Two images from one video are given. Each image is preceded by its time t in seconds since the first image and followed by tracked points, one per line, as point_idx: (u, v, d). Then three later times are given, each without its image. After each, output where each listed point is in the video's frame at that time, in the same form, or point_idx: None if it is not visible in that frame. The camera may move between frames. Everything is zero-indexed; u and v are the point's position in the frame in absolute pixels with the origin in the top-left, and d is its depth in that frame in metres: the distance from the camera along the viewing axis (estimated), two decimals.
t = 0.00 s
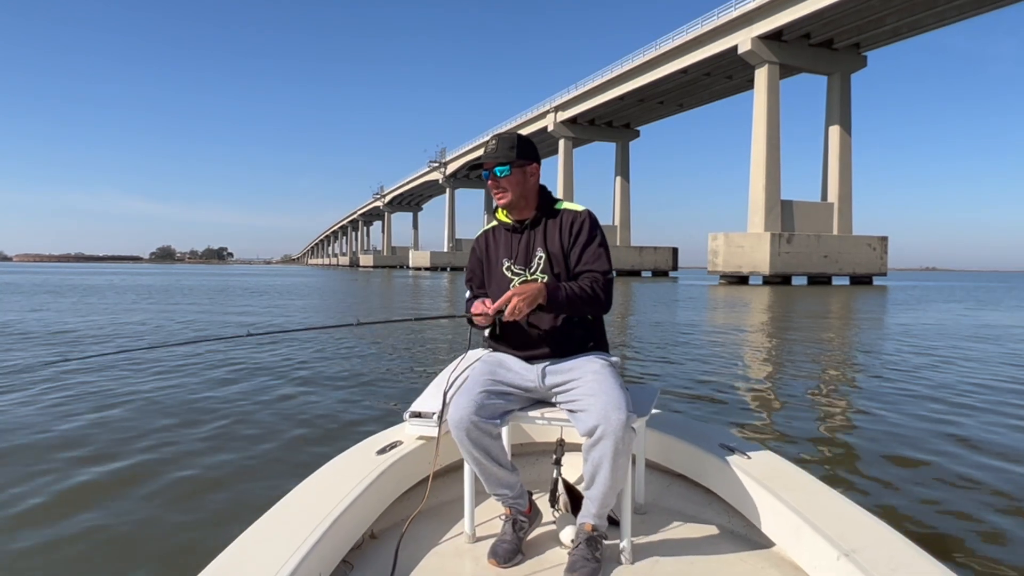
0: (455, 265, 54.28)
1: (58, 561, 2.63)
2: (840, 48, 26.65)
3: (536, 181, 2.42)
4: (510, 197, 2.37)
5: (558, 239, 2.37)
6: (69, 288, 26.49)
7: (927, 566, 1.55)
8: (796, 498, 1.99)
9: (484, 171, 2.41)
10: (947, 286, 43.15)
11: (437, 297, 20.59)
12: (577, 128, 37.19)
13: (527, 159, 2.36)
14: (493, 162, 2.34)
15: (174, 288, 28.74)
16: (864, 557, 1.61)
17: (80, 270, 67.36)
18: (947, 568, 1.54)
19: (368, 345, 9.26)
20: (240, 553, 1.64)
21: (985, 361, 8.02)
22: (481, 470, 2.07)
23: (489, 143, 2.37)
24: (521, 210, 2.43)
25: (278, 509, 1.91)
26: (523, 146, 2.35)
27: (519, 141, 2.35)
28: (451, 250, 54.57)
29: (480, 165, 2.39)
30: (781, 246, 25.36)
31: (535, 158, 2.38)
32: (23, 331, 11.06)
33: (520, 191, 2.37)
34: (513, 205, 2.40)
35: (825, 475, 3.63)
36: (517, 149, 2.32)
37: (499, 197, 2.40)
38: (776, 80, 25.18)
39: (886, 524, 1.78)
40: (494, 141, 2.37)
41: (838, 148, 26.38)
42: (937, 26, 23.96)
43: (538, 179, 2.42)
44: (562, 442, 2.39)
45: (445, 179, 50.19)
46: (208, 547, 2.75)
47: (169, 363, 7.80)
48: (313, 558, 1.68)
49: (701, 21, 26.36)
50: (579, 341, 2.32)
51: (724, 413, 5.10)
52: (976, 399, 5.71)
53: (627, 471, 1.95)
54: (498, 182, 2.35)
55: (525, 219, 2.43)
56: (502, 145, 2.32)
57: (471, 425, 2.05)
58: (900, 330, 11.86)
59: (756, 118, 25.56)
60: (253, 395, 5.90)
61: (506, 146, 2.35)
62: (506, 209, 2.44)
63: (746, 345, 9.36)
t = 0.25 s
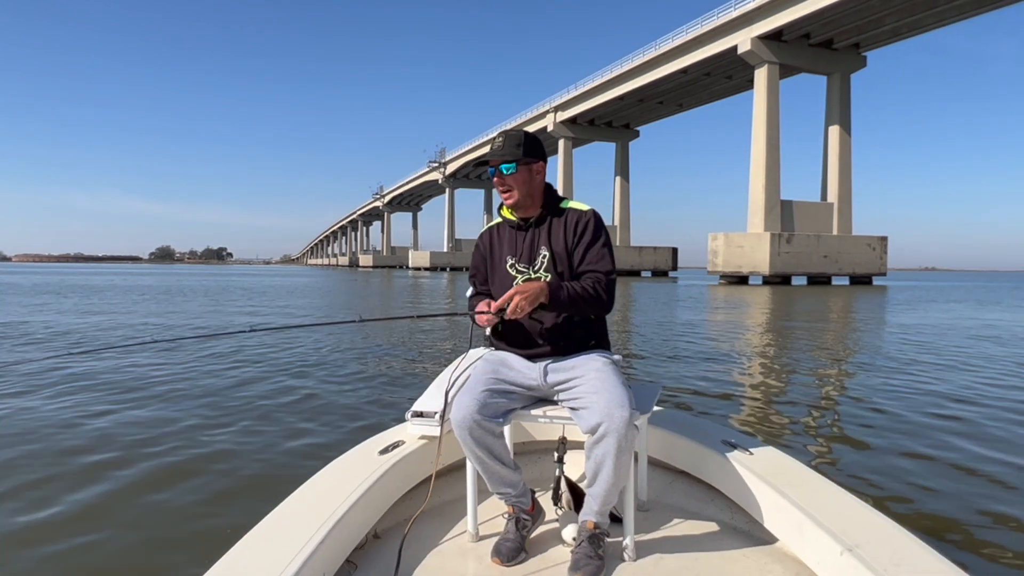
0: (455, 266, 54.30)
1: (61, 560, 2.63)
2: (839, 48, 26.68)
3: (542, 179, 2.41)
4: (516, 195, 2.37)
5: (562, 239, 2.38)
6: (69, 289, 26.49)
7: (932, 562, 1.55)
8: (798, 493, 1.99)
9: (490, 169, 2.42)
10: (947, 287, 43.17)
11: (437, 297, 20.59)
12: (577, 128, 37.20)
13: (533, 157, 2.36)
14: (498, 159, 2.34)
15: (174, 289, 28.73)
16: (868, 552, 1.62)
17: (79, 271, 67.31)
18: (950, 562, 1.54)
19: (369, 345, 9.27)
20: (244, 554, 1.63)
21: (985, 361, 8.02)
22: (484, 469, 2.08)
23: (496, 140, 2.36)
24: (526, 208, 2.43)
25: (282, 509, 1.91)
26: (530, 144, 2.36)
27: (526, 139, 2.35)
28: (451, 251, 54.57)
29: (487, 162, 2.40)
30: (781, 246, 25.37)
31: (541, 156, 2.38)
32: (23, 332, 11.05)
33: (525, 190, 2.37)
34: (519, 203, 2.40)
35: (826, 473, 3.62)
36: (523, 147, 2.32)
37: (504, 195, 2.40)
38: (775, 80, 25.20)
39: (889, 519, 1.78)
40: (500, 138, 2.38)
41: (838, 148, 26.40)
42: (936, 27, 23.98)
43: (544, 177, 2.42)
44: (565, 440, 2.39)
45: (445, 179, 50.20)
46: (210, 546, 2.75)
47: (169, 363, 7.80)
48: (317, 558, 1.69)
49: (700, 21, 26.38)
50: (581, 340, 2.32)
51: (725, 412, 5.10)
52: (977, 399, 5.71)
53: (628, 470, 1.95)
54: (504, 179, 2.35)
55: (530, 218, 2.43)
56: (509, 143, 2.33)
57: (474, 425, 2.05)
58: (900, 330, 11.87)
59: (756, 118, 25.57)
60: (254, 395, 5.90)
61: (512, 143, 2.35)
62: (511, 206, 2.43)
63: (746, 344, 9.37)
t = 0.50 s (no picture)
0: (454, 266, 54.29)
1: (62, 559, 2.63)
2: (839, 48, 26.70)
3: (544, 178, 2.41)
4: (518, 194, 2.37)
5: (564, 238, 2.38)
6: (68, 289, 26.47)
7: (932, 561, 1.55)
8: (799, 493, 1.99)
9: (492, 168, 2.41)
10: (947, 287, 43.15)
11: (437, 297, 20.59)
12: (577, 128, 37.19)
13: (536, 157, 2.36)
14: (501, 158, 2.34)
15: (172, 289, 28.70)
16: (868, 551, 1.62)
17: (78, 271, 67.33)
18: (950, 562, 1.54)
19: (369, 345, 9.27)
20: (245, 555, 1.63)
21: (985, 361, 8.03)
22: (484, 468, 2.08)
23: (498, 139, 2.36)
24: (528, 207, 2.43)
25: (282, 510, 1.91)
26: (532, 143, 2.35)
27: (529, 138, 2.35)
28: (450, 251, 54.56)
29: (489, 161, 2.39)
30: (780, 246, 25.38)
31: (543, 156, 2.38)
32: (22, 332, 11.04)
33: (527, 189, 2.37)
34: (521, 202, 2.40)
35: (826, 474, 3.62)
36: (526, 146, 2.32)
37: (506, 194, 2.40)
38: (775, 81, 25.20)
39: (891, 518, 1.78)
40: (503, 137, 2.37)
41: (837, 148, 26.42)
42: (936, 27, 23.99)
43: (546, 176, 2.42)
44: (565, 440, 2.39)
45: (444, 179, 50.19)
46: (212, 546, 2.75)
47: (169, 363, 7.81)
48: (318, 559, 1.69)
49: (700, 21, 26.39)
50: (581, 340, 2.32)
51: (725, 413, 5.10)
52: (977, 399, 5.72)
53: (627, 470, 1.95)
54: (506, 179, 2.35)
55: (532, 217, 2.43)
56: (511, 142, 2.32)
57: (475, 425, 2.05)
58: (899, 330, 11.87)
59: (756, 118, 25.58)
60: (254, 395, 5.90)
61: (514, 142, 2.35)
62: (513, 205, 2.43)
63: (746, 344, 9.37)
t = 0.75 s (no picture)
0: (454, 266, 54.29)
1: (60, 558, 2.63)
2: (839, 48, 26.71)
3: (543, 180, 2.41)
4: (515, 196, 2.37)
5: (562, 239, 2.37)
6: (68, 289, 26.48)
7: (930, 564, 1.55)
8: (797, 497, 1.98)
9: (490, 170, 2.41)
10: (947, 286, 43.17)
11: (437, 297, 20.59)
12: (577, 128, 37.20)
13: (533, 159, 2.35)
14: (498, 160, 2.34)
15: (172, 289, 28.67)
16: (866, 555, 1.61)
17: (78, 270, 67.34)
18: (949, 566, 1.53)
19: (369, 345, 9.27)
20: (242, 554, 1.63)
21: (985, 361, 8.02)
22: (482, 469, 2.07)
23: (496, 141, 2.36)
24: (527, 208, 2.43)
25: (280, 510, 1.90)
26: (530, 145, 2.35)
27: (526, 140, 2.35)
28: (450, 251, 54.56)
29: (487, 163, 2.40)
30: (780, 246, 25.38)
31: (541, 157, 2.38)
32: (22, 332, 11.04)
33: (525, 191, 2.37)
34: (519, 204, 2.40)
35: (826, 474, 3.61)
36: (524, 149, 2.32)
37: (504, 196, 2.40)
38: (775, 81, 25.21)
39: (890, 523, 1.77)
40: (501, 139, 2.37)
41: (837, 149, 26.42)
42: (936, 27, 24.00)
43: (544, 178, 2.42)
44: (564, 442, 2.39)
45: (444, 179, 50.19)
46: (211, 544, 2.75)
47: (168, 363, 7.80)
48: (316, 558, 1.68)
49: (700, 21, 26.39)
50: (579, 342, 2.32)
51: (725, 413, 5.10)
52: (977, 399, 5.71)
53: (626, 472, 1.95)
54: (504, 181, 2.35)
55: (530, 219, 2.43)
56: (509, 144, 2.32)
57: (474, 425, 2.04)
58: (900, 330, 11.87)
59: (755, 118, 25.59)
60: (254, 395, 5.90)
61: (511, 144, 2.35)
62: (511, 207, 2.43)
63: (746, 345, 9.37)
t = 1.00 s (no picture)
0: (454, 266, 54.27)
1: (58, 558, 2.62)
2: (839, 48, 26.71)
3: (540, 183, 2.41)
4: (514, 200, 2.37)
5: (560, 242, 2.37)
6: (67, 289, 26.46)
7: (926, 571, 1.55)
8: (795, 502, 1.98)
9: (488, 174, 2.41)
10: (946, 287, 43.18)
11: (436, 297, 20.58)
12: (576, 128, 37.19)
13: (531, 162, 2.35)
14: (495, 164, 2.34)
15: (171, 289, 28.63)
16: (863, 561, 1.62)
17: (77, 270, 67.35)
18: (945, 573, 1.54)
19: (368, 346, 9.26)
20: (237, 554, 1.62)
21: (984, 362, 8.02)
22: (480, 471, 2.07)
23: (493, 145, 2.37)
24: (525, 212, 2.43)
25: (276, 510, 1.90)
26: (528, 149, 2.35)
27: (524, 144, 2.35)
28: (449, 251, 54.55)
29: (484, 167, 2.40)
30: (780, 246, 25.38)
31: (539, 161, 2.38)
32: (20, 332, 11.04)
33: (523, 194, 2.36)
34: (517, 207, 2.40)
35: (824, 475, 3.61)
36: (521, 152, 2.32)
37: (502, 200, 2.40)
38: (774, 81, 25.21)
39: (887, 529, 1.77)
40: (499, 143, 2.38)
41: (836, 149, 26.43)
42: (935, 27, 24.00)
43: (542, 182, 2.42)
44: (562, 444, 2.38)
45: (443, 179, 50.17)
46: (209, 543, 2.75)
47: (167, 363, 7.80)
48: (311, 559, 1.68)
49: (699, 21, 26.38)
50: (577, 345, 2.31)
51: (724, 413, 5.09)
52: (975, 400, 5.72)
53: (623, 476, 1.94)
54: (503, 185, 2.35)
55: (528, 222, 2.43)
56: (507, 148, 2.32)
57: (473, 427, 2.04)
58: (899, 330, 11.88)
59: (755, 118, 25.59)
60: (253, 395, 5.90)
61: (508, 148, 2.35)
62: (509, 210, 2.43)
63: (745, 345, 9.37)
